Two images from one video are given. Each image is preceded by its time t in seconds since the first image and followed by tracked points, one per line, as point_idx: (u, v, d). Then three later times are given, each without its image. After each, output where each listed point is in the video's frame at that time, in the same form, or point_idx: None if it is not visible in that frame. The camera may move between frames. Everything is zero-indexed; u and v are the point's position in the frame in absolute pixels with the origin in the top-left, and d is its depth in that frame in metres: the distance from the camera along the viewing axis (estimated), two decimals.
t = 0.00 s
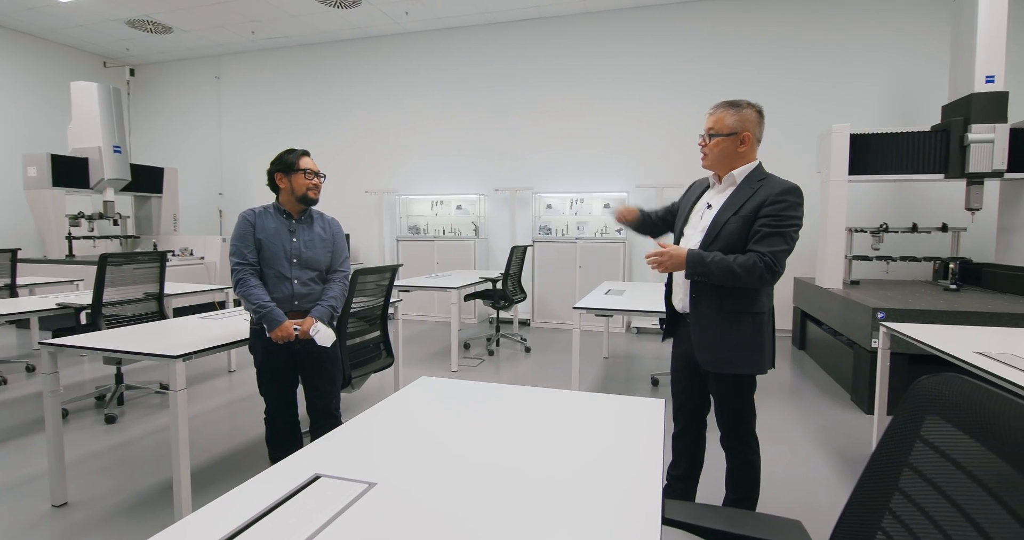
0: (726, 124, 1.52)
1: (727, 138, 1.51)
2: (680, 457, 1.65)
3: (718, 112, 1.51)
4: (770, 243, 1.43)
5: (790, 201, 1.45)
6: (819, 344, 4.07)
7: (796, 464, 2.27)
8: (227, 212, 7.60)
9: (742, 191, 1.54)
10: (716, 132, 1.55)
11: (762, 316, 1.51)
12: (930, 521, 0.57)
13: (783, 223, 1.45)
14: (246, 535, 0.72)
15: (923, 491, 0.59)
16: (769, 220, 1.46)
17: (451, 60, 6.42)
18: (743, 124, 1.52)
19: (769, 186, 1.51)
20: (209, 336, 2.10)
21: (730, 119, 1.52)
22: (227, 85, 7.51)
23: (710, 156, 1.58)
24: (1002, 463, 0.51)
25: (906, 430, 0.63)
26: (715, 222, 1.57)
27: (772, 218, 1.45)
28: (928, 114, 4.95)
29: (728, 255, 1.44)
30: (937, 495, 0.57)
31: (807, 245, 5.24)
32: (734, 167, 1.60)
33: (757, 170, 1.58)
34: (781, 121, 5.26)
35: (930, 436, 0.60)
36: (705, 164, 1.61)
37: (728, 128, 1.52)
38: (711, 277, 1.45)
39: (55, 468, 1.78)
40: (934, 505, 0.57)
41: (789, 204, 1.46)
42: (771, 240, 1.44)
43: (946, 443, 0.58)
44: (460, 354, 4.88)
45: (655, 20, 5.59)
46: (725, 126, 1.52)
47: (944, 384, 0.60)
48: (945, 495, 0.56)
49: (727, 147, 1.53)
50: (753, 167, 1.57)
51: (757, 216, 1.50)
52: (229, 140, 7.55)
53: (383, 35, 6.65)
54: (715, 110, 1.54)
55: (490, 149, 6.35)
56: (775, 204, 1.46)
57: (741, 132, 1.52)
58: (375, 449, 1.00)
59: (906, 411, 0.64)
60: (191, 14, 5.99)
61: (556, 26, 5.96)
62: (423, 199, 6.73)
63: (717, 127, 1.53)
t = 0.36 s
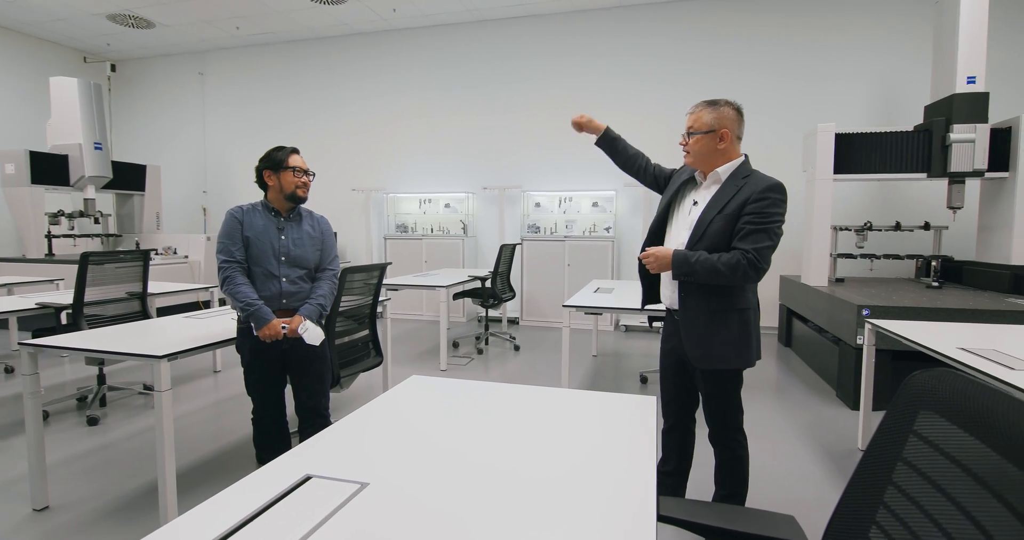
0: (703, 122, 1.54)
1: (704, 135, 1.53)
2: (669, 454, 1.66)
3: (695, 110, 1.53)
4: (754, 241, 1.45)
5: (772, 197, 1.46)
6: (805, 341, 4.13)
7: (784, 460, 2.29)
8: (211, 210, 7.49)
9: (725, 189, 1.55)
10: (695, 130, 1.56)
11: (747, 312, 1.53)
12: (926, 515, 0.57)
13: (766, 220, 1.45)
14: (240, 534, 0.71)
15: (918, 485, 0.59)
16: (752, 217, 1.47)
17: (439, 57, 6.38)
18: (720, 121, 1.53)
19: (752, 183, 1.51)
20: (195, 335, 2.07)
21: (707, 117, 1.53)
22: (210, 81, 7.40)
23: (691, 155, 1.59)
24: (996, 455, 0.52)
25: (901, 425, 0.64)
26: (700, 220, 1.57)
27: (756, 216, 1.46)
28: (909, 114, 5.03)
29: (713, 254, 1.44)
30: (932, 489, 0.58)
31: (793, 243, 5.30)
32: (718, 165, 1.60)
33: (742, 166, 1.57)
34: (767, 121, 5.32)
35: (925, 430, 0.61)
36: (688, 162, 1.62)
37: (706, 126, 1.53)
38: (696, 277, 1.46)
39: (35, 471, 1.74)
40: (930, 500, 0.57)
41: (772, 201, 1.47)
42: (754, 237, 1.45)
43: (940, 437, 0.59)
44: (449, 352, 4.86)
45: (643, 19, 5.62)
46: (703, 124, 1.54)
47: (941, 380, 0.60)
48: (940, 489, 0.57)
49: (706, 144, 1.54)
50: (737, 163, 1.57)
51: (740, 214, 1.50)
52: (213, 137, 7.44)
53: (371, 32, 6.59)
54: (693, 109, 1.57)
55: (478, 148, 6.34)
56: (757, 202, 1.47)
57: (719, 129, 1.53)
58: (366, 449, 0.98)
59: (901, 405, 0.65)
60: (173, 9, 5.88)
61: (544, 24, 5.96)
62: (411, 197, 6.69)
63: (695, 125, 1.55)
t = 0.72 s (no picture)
0: (704, 118, 1.53)
1: (705, 131, 1.53)
2: (662, 453, 1.66)
3: (697, 105, 1.53)
4: (739, 242, 1.45)
5: (757, 199, 1.47)
6: (793, 340, 4.17)
7: (775, 458, 2.31)
8: (196, 209, 7.37)
9: (711, 189, 1.55)
10: (696, 125, 1.56)
11: (735, 312, 1.54)
12: (934, 516, 0.58)
13: (751, 222, 1.46)
14: None
15: (925, 486, 0.59)
16: (737, 218, 1.48)
17: (429, 56, 6.34)
18: (721, 118, 1.53)
19: (738, 183, 1.52)
20: (182, 336, 2.03)
21: (709, 113, 1.53)
22: (196, 78, 7.28)
23: (688, 149, 1.59)
24: (1005, 455, 0.52)
25: (905, 425, 0.64)
26: (687, 221, 1.58)
27: (741, 217, 1.47)
28: (894, 115, 5.11)
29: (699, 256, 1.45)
30: (938, 489, 0.58)
31: (781, 243, 5.36)
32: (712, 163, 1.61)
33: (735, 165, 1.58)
34: (755, 122, 5.36)
35: (930, 430, 0.61)
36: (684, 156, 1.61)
37: (707, 121, 1.53)
38: (683, 278, 1.46)
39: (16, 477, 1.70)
40: (938, 501, 0.57)
41: (757, 202, 1.48)
42: (739, 239, 1.46)
43: (945, 436, 0.59)
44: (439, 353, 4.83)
45: (633, 20, 5.63)
46: (704, 119, 1.53)
47: (946, 380, 0.60)
48: (946, 488, 0.57)
49: (706, 140, 1.54)
50: (732, 162, 1.58)
51: (726, 215, 1.51)
52: (198, 135, 7.32)
53: (360, 29, 6.53)
54: (694, 104, 1.56)
55: (468, 147, 6.32)
56: (743, 203, 1.47)
57: (719, 126, 1.53)
58: (362, 453, 0.97)
59: (904, 405, 0.65)
60: (158, 5, 5.78)
61: (535, 23, 5.95)
62: (400, 196, 6.63)
63: (697, 120, 1.54)
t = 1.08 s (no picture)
0: (717, 116, 1.54)
1: (718, 129, 1.54)
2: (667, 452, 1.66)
3: (711, 103, 1.53)
4: (745, 237, 1.45)
5: (766, 195, 1.47)
6: (789, 338, 4.19)
7: (776, 457, 2.31)
8: (188, 209, 7.29)
9: (720, 186, 1.56)
10: (709, 123, 1.56)
11: (739, 309, 1.53)
12: (965, 515, 0.57)
13: (759, 218, 1.46)
14: None
15: (953, 484, 0.59)
16: (745, 214, 1.47)
17: (424, 55, 6.31)
18: (734, 117, 1.54)
19: (746, 181, 1.52)
20: (179, 337, 2.00)
21: (722, 112, 1.54)
22: (187, 76, 7.21)
23: (700, 146, 1.60)
24: None
25: (931, 424, 0.64)
26: (695, 216, 1.58)
27: (749, 213, 1.47)
28: (888, 116, 5.15)
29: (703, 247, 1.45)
30: (968, 486, 0.58)
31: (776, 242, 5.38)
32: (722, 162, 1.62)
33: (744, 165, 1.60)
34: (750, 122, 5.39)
35: (958, 429, 0.61)
36: (696, 154, 1.62)
37: (720, 120, 1.54)
38: (687, 269, 1.46)
39: (11, 481, 1.67)
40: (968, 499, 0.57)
41: (766, 199, 1.47)
42: (745, 234, 1.45)
43: (974, 434, 0.59)
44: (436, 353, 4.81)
45: (629, 19, 5.64)
46: (717, 118, 1.54)
47: (973, 380, 0.60)
48: (976, 484, 0.58)
49: (718, 137, 1.55)
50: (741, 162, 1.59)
51: (733, 210, 1.51)
52: (190, 134, 7.24)
53: (354, 28, 6.50)
54: (708, 102, 1.56)
55: (464, 146, 6.30)
56: (751, 199, 1.47)
57: (732, 125, 1.54)
58: (373, 455, 0.96)
59: (930, 404, 0.65)
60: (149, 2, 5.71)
61: (531, 22, 5.94)
62: (394, 196, 6.59)
63: (710, 118, 1.55)
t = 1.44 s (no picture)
0: (728, 115, 1.56)
1: (728, 128, 1.55)
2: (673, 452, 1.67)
3: (720, 102, 1.55)
4: (777, 237, 1.45)
5: (793, 195, 1.48)
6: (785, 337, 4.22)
7: (776, 455, 2.32)
8: (181, 208, 7.22)
9: (744, 185, 1.56)
10: (719, 123, 1.58)
11: (765, 309, 1.54)
12: (992, 506, 0.58)
13: (788, 217, 1.47)
14: None
15: (979, 478, 0.60)
16: (773, 214, 1.48)
17: (420, 53, 6.29)
18: (744, 116, 1.55)
19: (770, 180, 1.53)
20: (177, 337, 1.98)
21: (732, 111, 1.55)
22: (179, 74, 7.14)
23: (711, 146, 1.61)
24: None
25: (958, 419, 0.64)
26: (720, 215, 1.57)
27: (779, 212, 1.47)
28: (882, 116, 5.19)
29: (737, 249, 1.44)
30: (993, 479, 0.58)
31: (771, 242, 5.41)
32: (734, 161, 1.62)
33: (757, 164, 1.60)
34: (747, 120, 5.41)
35: (984, 424, 0.61)
36: (708, 154, 1.63)
37: (730, 119, 1.55)
38: (721, 271, 1.46)
39: (8, 483, 1.65)
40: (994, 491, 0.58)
41: (793, 198, 1.48)
42: (777, 233, 1.46)
43: (1001, 428, 0.60)
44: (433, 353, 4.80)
45: (625, 19, 5.65)
46: (728, 117, 1.55)
47: (999, 375, 0.61)
48: (1000, 476, 0.58)
49: (730, 136, 1.56)
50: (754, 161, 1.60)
51: (761, 210, 1.51)
52: (182, 132, 7.18)
53: (349, 27, 6.47)
54: (717, 102, 1.58)
55: (460, 146, 6.28)
56: (779, 198, 1.48)
57: (743, 123, 1.55)
58: (388, 455, 0.95)
59: (956, 400, 0.65)
60: None
61: (526, 21, 5.93)
62: (390, 195, 6.56)
63: (720, 117, 1.57)
